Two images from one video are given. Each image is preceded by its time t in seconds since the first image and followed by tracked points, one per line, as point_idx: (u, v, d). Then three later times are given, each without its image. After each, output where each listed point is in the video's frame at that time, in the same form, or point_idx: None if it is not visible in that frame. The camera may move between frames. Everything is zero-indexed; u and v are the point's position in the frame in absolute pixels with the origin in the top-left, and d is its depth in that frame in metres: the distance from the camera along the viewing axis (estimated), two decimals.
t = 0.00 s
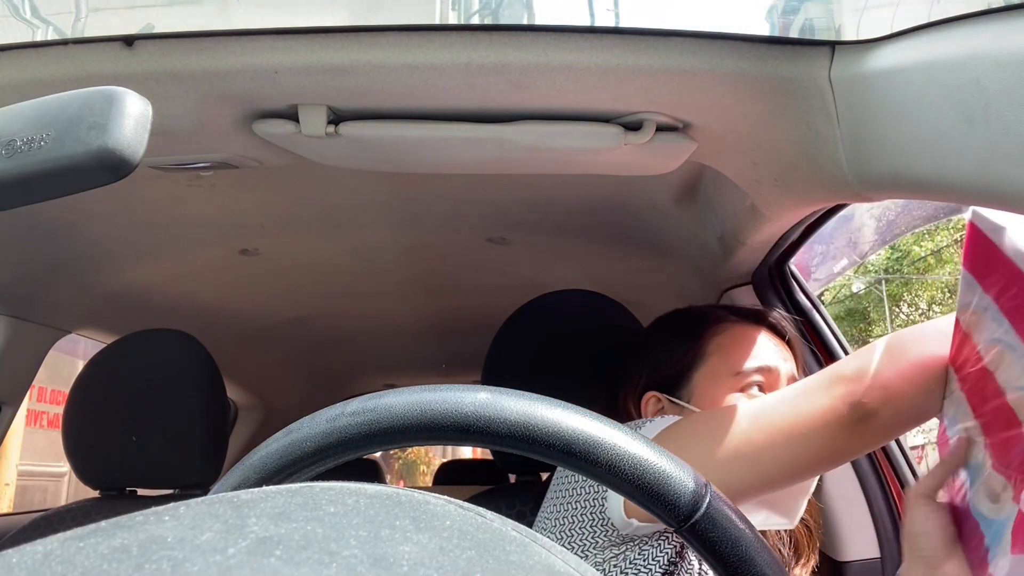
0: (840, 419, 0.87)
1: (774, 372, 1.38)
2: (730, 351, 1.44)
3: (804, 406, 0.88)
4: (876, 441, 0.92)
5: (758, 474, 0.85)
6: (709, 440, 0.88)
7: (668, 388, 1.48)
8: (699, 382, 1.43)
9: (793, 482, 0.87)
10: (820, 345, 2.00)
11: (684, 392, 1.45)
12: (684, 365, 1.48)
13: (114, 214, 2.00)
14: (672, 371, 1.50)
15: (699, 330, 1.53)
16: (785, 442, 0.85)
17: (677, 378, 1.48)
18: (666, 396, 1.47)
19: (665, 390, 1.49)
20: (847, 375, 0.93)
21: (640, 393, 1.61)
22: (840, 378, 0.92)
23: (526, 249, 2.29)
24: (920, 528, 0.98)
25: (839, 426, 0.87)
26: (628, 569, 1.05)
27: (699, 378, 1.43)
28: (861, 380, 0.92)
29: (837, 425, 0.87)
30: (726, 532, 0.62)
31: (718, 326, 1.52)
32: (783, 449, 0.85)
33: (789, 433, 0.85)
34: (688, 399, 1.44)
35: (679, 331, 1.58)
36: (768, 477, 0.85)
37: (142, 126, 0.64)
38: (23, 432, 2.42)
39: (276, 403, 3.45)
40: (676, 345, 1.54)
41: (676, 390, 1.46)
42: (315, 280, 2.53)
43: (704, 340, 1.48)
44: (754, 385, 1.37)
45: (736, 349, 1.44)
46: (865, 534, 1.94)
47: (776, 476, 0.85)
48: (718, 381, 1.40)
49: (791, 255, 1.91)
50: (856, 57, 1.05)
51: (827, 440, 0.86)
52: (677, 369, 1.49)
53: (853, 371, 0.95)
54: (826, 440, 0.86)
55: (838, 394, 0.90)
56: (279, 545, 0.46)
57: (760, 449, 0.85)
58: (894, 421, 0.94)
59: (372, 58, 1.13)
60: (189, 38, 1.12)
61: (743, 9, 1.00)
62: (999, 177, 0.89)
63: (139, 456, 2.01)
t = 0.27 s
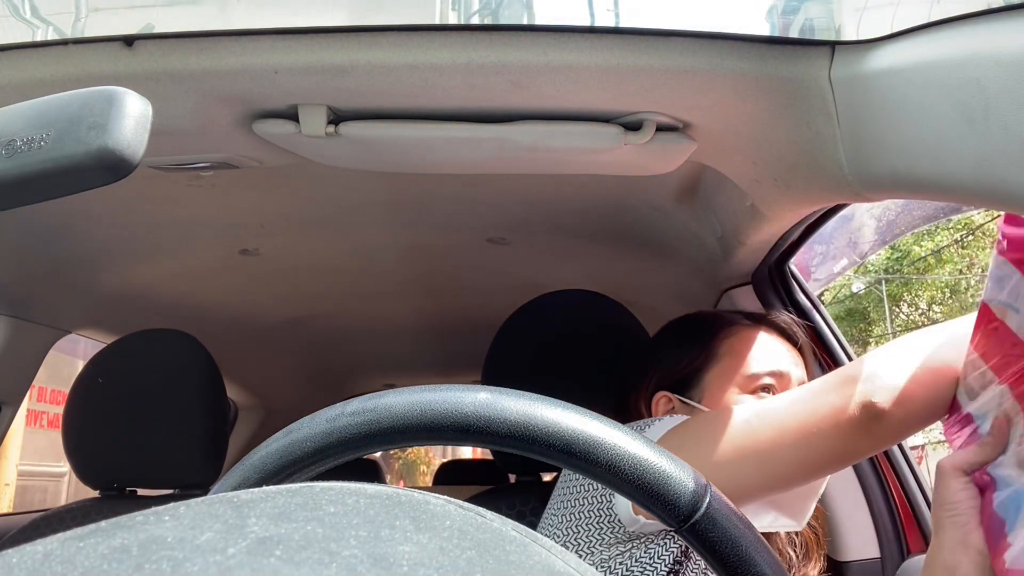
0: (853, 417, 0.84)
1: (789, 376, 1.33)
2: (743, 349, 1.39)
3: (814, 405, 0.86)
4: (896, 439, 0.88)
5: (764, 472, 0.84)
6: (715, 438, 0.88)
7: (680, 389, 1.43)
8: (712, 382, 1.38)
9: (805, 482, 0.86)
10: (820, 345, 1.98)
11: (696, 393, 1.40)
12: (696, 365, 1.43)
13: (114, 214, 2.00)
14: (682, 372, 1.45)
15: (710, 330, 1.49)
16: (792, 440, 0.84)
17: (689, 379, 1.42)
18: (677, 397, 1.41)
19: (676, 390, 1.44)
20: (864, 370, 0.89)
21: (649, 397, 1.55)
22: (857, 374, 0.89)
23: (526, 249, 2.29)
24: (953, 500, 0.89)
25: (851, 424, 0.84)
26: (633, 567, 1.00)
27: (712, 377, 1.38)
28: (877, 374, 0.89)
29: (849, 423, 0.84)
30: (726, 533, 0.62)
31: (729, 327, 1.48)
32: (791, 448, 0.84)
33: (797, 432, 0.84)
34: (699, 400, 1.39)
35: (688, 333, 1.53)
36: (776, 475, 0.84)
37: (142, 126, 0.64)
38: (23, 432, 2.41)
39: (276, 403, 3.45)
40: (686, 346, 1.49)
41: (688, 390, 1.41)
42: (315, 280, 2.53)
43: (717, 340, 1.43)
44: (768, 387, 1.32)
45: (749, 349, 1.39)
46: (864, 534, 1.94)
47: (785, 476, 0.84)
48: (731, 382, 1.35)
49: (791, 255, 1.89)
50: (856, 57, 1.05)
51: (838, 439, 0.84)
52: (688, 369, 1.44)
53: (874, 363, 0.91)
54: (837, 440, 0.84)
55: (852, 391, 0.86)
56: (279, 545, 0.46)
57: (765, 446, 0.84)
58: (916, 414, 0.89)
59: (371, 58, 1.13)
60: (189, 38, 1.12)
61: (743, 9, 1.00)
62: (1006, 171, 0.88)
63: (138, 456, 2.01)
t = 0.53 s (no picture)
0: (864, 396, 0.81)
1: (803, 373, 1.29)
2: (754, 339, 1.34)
3: (822, 387, 0.84)
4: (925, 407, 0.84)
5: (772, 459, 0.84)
6: (722, 428, 0.88)
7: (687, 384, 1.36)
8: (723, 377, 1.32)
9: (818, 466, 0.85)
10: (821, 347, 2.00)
11: (706, 389, 1.33)
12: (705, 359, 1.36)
13: (114, 214, 2.00)
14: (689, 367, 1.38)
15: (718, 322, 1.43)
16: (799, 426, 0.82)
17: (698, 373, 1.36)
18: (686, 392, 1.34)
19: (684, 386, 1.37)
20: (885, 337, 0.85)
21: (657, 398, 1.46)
22: (876, 343, 0.85)
23: (526, 249, 2.29)
24: None
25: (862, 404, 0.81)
26: (644, 567, 1.01)
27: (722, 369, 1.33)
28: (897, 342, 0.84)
29: (859, 404, 0.81)
30: (726, 532, 0.62)
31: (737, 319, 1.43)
32: (798, 433, 0.82)
33: (804, 417, 0.82)
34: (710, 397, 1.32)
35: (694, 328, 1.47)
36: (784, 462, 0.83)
37: (142, 126, 0.64)
38: (23, 432, 2.40)
39: (276, 403, 3.45)
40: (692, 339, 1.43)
41: (698, 385, 1.34)
42: (315, 280, 2.53)
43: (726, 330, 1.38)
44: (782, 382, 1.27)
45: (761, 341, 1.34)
46: (864, 535, 1.92)
47: (794, 462, 0.83)
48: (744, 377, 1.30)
49: (791, 256, 1.90)
50: (856, 57, 1.04)
51: (849, 421, 0.82)
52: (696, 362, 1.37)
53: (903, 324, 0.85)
54: (846, 423, 0.82)
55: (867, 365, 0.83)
56: (280, 545, 0.46)
57: (773, 433, 0.84)
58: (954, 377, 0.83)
59: (371, 58, 1.13)
60: (189, 38, 1.12)
61: (743, 9, 1.00)
62: (996, 176, 0.92)
63: (138, 456, 2.01)
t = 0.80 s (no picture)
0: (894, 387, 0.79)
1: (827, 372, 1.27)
2: (774, 334, 1.30)
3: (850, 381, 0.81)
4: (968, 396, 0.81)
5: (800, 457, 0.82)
6: (747, 428, 0.87)
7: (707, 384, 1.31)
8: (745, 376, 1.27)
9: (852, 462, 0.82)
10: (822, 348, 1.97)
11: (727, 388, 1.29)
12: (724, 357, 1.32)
13: (113, 215, 2.00)
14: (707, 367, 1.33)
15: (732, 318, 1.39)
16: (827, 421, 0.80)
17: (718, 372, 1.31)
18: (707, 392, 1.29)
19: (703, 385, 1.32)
20: (920, 323, 0.82)
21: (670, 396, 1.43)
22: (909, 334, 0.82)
23: (526, 250, 2.29)
24: None
25: (893, 395, 0.79)
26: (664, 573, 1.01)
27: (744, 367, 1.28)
28: (931, 329, 0.81)
29: (890, 396, 0.79)
30: (726, 532, 0.62)
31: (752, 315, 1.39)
32: (828, 428, 0.80)
33: (832, 411, 0.80)
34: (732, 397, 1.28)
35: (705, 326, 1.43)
36: (814, 459, 0.81)
37: (142, 126, 0.64)
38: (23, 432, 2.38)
39: (276, 403, 3.45)
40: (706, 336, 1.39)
41: (716, 382, 1.30)
42: (315, 280, 2.53)
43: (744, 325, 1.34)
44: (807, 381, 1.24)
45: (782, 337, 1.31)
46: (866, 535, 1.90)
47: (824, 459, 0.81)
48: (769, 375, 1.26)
49: (791, 256, 1.89)
50: (856, 57, 1.04)
51: (880, 414, 0.79)
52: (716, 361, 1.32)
53: (941, 308, 0.82)
54: (875, 416, 0.79)
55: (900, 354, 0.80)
56: (280, 545, 0.46)
57: (800, 428, 0.82)
58: (998, 362, 0.79)
59: (372, 58, 1.13)
60: (189, 38, 1.12)
61: (743, 9, 1.00)
62: (996, 177, 0.92)
63: (138, 456, 2.01)
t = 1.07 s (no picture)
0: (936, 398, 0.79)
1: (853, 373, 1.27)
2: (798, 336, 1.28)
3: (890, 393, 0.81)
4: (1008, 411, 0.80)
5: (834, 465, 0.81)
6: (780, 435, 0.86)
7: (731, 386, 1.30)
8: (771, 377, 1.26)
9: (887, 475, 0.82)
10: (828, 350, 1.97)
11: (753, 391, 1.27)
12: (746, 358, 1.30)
13: (113, 214, 2.00)
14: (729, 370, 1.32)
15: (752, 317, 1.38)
16: (868, 434, 0.79)
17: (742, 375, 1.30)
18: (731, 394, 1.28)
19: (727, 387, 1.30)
20: (960, 335, 0.81)
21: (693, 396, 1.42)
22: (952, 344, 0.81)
23: (526, 250, 2.29)
24: None
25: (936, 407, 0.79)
26: None
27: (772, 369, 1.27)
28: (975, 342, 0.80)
29: (932, 409, 0.79)
30: (726, 532, 0.62)
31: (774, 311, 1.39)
32: (868, 441, 0.80)
33: (870, 422, 0.80)
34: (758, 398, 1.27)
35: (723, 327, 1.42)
36: (852, 471, 0.81)
37: (142, 126, 0.64)
38: (23, 432, 2.40)
39: (276, 403, 3.45)
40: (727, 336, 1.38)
41: (740, 383, 1.29)
42: (315, 280, 2.53)
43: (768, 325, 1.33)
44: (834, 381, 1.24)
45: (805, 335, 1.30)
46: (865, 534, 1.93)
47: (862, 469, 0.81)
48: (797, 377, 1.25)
49: (792, 255, 1.89)
50: (856, 57, 1.04)
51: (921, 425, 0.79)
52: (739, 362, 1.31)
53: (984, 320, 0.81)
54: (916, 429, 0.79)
55: (942, 367, 0.80)
56: (279, 545, 0.46)
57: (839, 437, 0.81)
58: None
59: (372, 58, 1.13)
60: (189, 39, 1.12)
61: (743, 9, 0.99)
62: (996, 176, 0.92)
63: (139, 456, 2.01)
